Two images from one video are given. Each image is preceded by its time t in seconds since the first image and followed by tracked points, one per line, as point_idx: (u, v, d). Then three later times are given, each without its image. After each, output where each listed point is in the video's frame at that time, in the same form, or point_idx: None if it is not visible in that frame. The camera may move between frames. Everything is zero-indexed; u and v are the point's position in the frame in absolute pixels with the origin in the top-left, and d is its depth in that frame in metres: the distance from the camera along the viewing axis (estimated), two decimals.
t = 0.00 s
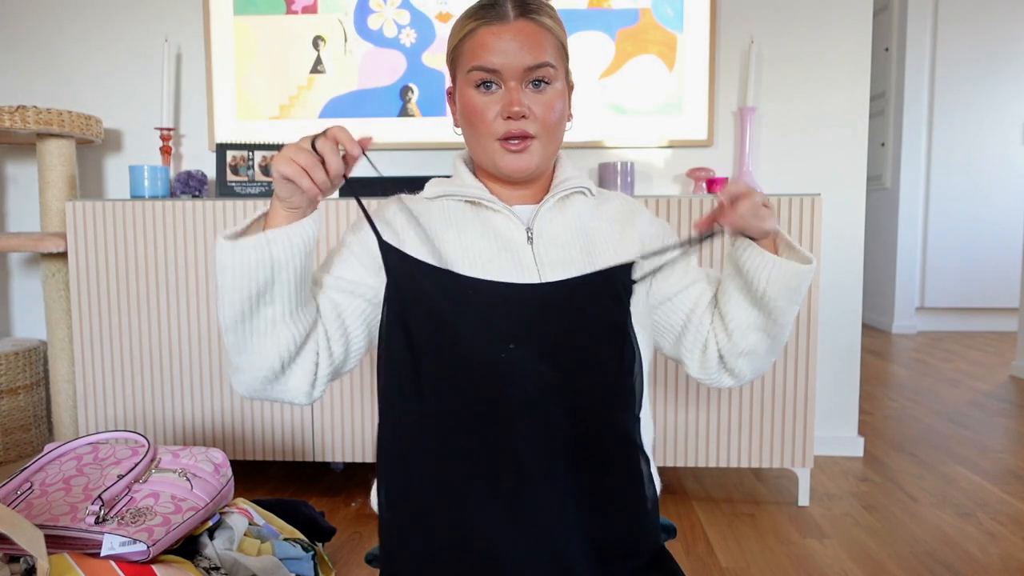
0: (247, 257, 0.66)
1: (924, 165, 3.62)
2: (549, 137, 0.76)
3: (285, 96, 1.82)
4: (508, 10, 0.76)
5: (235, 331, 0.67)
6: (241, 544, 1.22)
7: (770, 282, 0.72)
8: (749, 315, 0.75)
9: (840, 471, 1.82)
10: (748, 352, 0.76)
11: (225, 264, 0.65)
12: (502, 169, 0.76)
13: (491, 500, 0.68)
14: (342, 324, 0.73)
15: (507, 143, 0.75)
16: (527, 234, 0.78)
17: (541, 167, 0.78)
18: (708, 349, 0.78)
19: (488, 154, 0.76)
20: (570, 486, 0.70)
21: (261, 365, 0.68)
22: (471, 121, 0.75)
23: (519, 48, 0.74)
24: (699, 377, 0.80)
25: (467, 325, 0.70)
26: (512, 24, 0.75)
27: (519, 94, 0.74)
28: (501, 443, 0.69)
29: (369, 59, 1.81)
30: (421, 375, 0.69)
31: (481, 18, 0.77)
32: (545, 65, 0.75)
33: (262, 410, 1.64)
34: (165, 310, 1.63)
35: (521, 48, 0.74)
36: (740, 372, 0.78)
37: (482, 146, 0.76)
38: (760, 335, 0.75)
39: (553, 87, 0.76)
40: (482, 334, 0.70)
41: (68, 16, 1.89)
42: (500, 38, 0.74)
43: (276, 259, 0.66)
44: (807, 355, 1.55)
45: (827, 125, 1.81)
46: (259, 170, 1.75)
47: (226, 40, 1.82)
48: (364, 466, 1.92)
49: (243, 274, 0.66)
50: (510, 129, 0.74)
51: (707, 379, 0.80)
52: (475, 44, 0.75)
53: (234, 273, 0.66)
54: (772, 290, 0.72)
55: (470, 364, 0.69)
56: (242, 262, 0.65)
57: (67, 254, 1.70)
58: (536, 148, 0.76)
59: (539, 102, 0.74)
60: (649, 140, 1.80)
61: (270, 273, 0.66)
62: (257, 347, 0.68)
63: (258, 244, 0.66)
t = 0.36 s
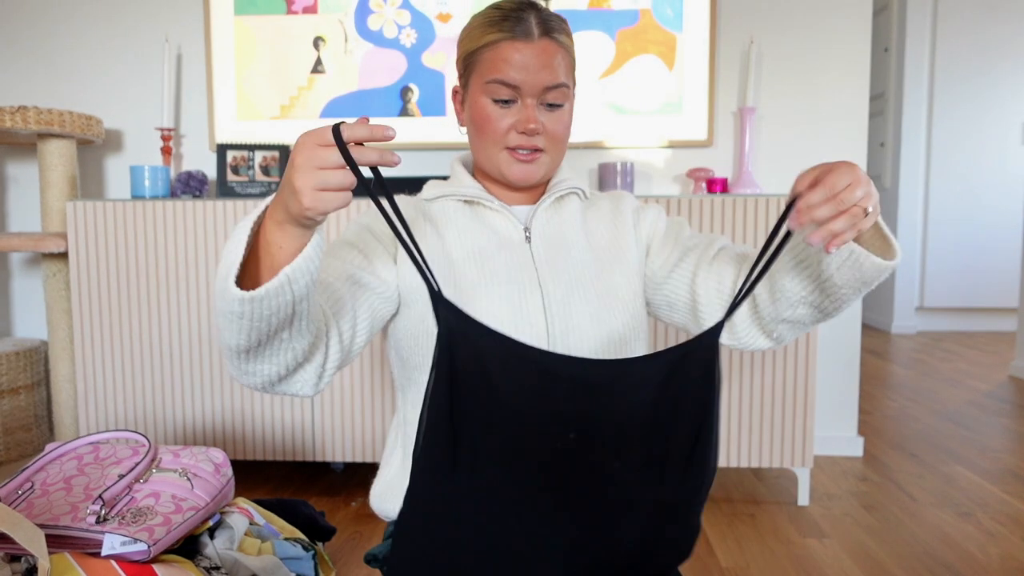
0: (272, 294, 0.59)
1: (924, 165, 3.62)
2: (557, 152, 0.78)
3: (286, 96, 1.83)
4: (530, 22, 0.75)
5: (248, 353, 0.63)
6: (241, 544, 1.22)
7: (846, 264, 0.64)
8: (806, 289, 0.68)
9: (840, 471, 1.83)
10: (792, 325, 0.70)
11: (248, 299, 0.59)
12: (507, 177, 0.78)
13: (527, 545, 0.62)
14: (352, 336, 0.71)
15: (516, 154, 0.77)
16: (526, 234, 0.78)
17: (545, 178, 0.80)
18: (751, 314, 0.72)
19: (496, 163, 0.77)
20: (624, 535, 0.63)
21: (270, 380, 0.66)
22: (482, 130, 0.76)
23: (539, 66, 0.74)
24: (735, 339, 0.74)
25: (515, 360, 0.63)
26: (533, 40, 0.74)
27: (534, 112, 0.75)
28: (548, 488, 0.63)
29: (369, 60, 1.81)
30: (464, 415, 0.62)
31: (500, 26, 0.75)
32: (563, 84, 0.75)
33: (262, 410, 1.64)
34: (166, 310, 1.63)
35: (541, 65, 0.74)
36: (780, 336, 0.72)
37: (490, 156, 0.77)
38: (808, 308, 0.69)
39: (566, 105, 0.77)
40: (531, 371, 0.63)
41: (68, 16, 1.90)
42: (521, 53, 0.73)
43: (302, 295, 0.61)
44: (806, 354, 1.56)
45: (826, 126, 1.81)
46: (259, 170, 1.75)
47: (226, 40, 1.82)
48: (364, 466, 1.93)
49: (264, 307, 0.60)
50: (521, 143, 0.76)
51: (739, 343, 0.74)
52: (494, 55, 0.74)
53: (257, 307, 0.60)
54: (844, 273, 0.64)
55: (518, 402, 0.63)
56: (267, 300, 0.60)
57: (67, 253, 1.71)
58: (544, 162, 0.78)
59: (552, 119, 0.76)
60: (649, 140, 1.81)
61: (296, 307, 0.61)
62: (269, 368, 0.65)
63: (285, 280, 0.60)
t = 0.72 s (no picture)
0: (270, 312, 0.60)
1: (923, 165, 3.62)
2: (556, 155, 0.78)
3: (286, 96, 1.83)
4: (531, 27, 0.75)
5: (250, 369, 0.63)
6: (241, 544, 1.22)
7: (771, 320, 0.69)
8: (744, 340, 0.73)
9: (840, 471, 1.83)
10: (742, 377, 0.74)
11: (248, 316, 0.59)
12: (507, 179, 0.78)
13: (548, 549, 0.62)
14: (356, 346, 0.71)
15: (515, 156, 0.77)
16: (527, 234, 0.78)
17: (543, 180, 0.80)
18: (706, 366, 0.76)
19: (495, 165, 0.77)
20: (643, 536, 0.63)
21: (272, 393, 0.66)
22: (481, 133, 0.76)
23: (537, 70, 0.73)
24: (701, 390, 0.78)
25: (530, 364, 0.62)
26: (532, 45, 0.74)
27: (532, 116, 0.75)
28: (569, 483, 0.63)
29: (369, 60, 1.81)
30: (484, 419, 0.62)
31: (501, 31, 0.75)
32: (562, 87, 0.75)
33: (262, 410, 1.64)
34: (166, 310, 1.63)
35: (539, 69, 0.74)
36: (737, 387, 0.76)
37: (489, 157, 0.77)
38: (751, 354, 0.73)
39: (565, 109, 0.76)
40: (550, 368, 0.63)
41: (67, 16, 1.90)
42: (520, 57, 0.73)
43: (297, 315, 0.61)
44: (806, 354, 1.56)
45: (826, 126, 1.81)
46: (259, 170, 1.75)
47: (226, 40, 1.82)
48: (364, 467, 1.92)
49: (262, 324, 0.60)
50: (519, 146, 0.76)
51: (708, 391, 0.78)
52: (494, 59, 0.74)
53: (256, 325, 0.60)
54: (769, 329, 0.69)
55: (535, 403, 0.62)
56: (268, 317, 0.60)
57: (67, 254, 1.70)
58: (542, 165, 0.77)
59: (550, 122, 0.76)
60: (649, 140, 1.81)
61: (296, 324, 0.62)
62: (271, 382, 0.65)
63: (283, 297, 0.60)
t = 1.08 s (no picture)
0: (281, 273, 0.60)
1: (924, 165, 3.62)
2: (557, 153, 0.78)
3: (286, 96, 1.83)
4: (531, 26, 0.75)
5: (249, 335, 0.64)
6: (241, 544, 1.22)
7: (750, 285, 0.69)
8: (735, 326, 0.74)
9: (840, 471, 1.83)
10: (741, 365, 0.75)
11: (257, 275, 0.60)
12: (508, 178, 0.78)
13: (546, 555, 0.62)
14: (352, 332, 0.72)
15: (515, 155, 0.77)
16: (526, 235, 0.78)
17: (545, 179, 0.80)
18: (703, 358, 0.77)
19: (496, 164, 0.77)
20: (639, 542, 0.63)
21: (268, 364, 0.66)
22: (482, 132, 0.76)
23: (538, 69, 0.73)
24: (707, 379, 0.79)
25: (526, 369, 0.62)
26: (533, 44, 0.74)
27: (533, 114, 0.74)
28: (565, 488, 0.63)
29: (368, 60, 1.81)
30: (476, 423, 0.62)
31: (502, 30, 0.75)
32: (563, 87, 0.75)
33: (262, 410, 1.64)
34: (166, 310, 1.63)
35: (540, 69, 0.74)
36: (743, 374, 0.76)
37: (490, 156, 0.77)
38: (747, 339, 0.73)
39: (567, 108, 0.76)
40: (545, 375, 0.62)
41: (67, 16, 1.90)
42: (521, 57, 0.73)
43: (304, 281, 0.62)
44: (807, 353, 1.56)
45: (826, 126, 1.81)
46: (259, 170, 1.75)
47: (226, 40, 1.82)
48: (364, 466, 1.92)
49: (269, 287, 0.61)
50: (520, 145, 0.76)
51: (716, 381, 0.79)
52: (495, 58, 0.74)
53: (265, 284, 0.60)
54: (748, 293, 0.69)
55: (531, 408, 0.62)
56: (276, 278, 0.60)
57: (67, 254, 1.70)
58: (542, 163, 0.77)
59: (552, 122, 0.75)
60: (649, 140, 1.81)
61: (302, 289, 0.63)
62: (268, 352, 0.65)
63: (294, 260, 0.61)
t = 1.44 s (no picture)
0: (265, 292, 0.69)
1: (924, 165, 3.62)
2: (558, 137, 0.76)
3: (285, 96, 1.82)
4: (517, 9, 0.76)
5: (267, 359, 0.71)
6: (241, 544, 1.22)
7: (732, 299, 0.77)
8: (705, 348, 0.79)
9: (841, 471, 1.82)
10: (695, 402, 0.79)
11: (248, 296, 0.69)
12: (510, 166, 0.76)
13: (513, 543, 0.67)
14: (367, 366, 0.75)
15: (515, 141, 0.75)
16: (533, 238, 0.77)
17: (549, 167, 0.78)
18: (667, 376, 0.80)
19: (497, 152, 0.76)
20: (601, 531, 0.68)
21: (298, 388, 0.71)
22: (479, 121, 0.75)
23: (527, 49, 0.74)
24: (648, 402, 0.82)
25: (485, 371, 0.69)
26: (520, 25, 0.75)
27: (527, 95, 0.73)
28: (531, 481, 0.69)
29: (368, 59, 1.81)
30: (445, 420, 0.70)
31: (488, 17, 0.76)
32: (554, 66, 0.74)
33: (262, 411, 1.64)
34: (166, 310, 1.63)
35: (528, 50, 0.74)
36: (685, 406, 0.80)
37: (489, 147, 0.76)
38: (721, 372, 0.78)
39: (562, 88, 0.75)
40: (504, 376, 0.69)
41: (67, 16, 1.89)
42: (510, 38, 0.74)
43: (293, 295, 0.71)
44: (807, 353, 1.55)
45: (827, 126, 1.81)
46: (259, 170, 1.75)
47: (226, 40, 1.82)
48: (364, 467, 1.92)
49: (265, 308, 0.70)
50: (518, 129, 0.74)
51: (657, 411, 0.82)
52: (484, 45, 0.75)
53: (256, 304, 0.69)
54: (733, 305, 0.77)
55: (494, 406, 0.69)
56: (262, 295, 0.69)
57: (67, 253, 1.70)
58: (544, 147, 0.75)
59: (547, 102, 0.74)
60: (649, 140, 1.80)
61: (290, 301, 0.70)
62: (289, 372, 0.70)
63: (275, 276, 0.70)
